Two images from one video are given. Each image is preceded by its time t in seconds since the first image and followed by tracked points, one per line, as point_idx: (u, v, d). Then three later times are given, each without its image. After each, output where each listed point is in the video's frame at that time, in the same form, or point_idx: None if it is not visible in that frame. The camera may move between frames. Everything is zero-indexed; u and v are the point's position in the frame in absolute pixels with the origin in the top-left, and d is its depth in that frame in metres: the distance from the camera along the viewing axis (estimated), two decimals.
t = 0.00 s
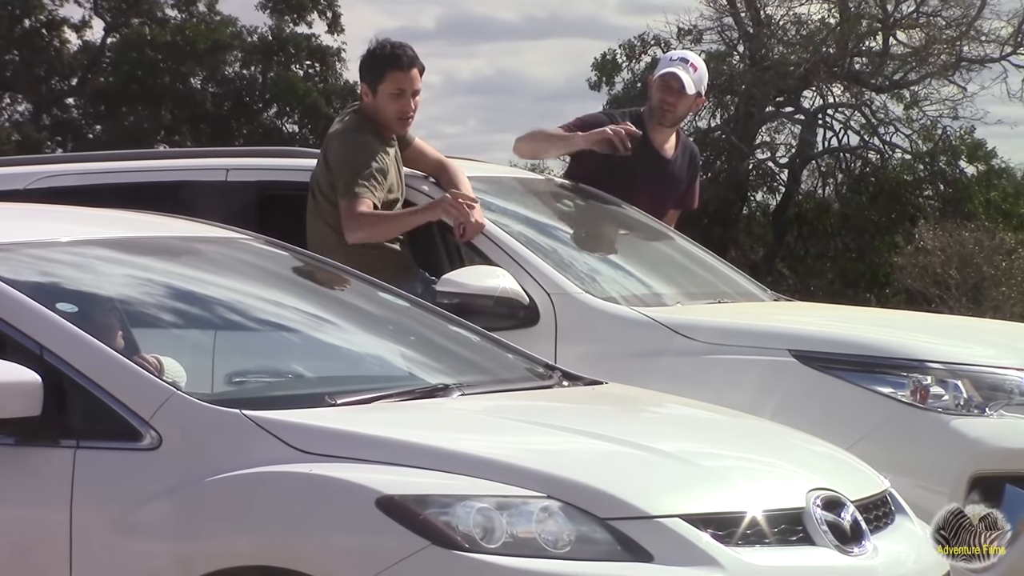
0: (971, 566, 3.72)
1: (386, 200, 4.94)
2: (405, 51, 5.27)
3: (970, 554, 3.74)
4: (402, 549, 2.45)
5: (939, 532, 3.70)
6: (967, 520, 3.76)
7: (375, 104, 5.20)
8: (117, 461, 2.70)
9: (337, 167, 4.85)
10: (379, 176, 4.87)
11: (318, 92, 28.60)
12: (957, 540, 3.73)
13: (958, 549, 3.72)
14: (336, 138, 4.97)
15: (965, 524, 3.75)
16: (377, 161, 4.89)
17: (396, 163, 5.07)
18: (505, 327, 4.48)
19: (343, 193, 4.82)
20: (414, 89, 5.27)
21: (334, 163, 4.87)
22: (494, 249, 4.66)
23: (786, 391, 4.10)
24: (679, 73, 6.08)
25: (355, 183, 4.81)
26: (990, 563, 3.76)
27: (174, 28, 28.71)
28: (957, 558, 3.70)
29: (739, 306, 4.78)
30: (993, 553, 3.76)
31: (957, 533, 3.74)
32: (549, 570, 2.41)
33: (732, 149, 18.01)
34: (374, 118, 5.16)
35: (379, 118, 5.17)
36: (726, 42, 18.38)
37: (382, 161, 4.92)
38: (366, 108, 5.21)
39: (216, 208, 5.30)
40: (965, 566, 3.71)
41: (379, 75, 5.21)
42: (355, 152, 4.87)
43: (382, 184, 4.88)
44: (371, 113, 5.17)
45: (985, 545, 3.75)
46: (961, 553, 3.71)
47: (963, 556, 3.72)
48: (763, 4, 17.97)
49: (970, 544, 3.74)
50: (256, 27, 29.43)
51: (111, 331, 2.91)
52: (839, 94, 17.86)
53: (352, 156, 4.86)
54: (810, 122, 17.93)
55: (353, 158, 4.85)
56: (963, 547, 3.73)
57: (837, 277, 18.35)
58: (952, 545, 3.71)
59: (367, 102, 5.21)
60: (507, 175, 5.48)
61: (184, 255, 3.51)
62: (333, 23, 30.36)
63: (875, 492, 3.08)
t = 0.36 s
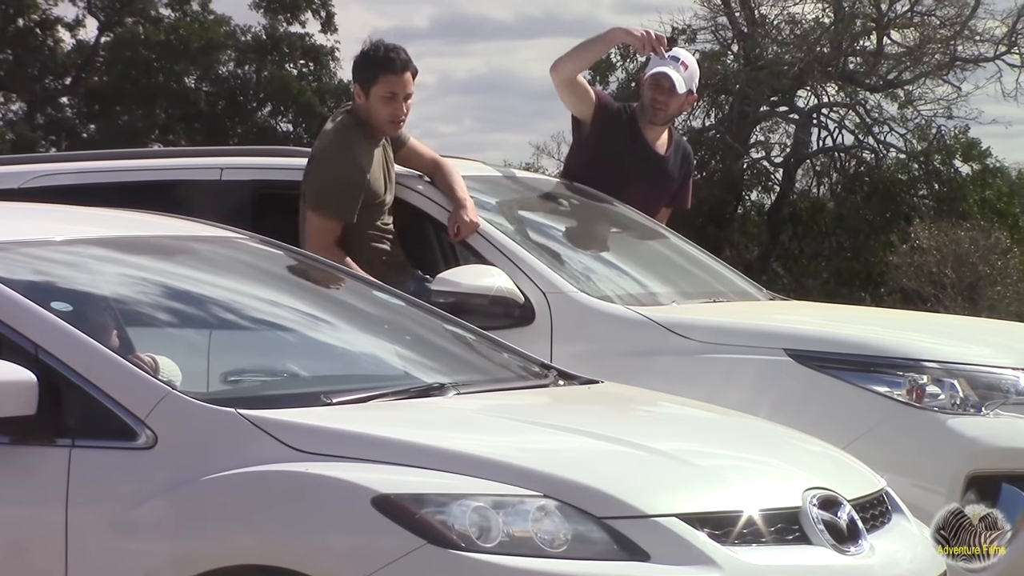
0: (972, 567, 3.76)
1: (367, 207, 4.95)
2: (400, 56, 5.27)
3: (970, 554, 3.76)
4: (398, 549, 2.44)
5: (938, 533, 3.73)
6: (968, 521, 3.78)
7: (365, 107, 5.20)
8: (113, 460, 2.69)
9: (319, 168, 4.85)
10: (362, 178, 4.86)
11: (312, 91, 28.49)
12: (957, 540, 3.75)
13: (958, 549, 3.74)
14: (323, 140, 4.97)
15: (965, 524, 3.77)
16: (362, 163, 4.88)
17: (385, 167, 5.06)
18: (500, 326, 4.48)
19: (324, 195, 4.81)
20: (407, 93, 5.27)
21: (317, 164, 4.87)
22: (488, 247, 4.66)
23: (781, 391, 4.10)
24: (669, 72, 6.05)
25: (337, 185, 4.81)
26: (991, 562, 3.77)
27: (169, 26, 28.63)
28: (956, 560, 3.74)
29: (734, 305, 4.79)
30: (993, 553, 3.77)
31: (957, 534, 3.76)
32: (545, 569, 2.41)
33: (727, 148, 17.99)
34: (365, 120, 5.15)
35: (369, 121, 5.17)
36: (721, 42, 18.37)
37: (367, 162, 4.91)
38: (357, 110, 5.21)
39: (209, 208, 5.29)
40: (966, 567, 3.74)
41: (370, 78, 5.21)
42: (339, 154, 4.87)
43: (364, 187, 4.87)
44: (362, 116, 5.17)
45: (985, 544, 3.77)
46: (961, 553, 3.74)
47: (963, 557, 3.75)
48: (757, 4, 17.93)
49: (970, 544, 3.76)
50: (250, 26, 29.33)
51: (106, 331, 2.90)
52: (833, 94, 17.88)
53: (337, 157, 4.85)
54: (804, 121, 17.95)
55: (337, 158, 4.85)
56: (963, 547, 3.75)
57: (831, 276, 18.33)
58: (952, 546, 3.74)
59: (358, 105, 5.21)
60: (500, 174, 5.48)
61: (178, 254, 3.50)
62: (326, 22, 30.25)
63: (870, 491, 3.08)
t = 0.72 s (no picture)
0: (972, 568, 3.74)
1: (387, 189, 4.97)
2: (416, 38, 5.30)
3: (970, 554, 3.75)
4: (398, 548, 2.45)
5: (938, 533, 3.72)
6: (968, 521, 3.77)
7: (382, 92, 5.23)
8: (113, 460, 2.70)
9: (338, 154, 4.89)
10: (384, 163, 4.90)
11: (311, 89, 28.44)
12: (958, 540, 3.74)
13: (958, 549, 3.74)
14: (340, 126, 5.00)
15: (965, 524, 3.76)
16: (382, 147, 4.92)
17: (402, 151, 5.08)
18: (499, 325, 4.48)
19: (347, 179, 4.84)
20: (424, 75, 5.29)
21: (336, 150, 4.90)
22: (488, 246, 4.66)
23: (780, 390, 4.11)
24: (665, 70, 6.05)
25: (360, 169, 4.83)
26: (991, 563, 3.77)
27: (168, 25, 28.58)
28: (957, 561, 3.73)
29: (732, 304, 4.80)
30: (993, 553, 3.77)
31: (957, 533, 3.75)
32: (545, 569, 2.41)
33: (726, 147, 17.97)
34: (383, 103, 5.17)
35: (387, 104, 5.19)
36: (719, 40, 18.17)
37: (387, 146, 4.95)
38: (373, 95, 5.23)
39: (207, 207, 5.29)
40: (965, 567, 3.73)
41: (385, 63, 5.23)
42: (361, 138, 4.90)
43: (385, 171, 4.91)
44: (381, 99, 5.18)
45: (985, 545, 3.77)
46: (962, 554, 3.74)
47: (963, 557, 3.74)
48: (757, 2, 17.93)
49: (970, 544, 3.75)
50: (249, 24, 29.26)
51: (106, 330, 2.90)
52: (832, 92, 17.88)
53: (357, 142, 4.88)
54: (803, 120, 17.95)
55: (359, 144, 4.88)
56: (962, 548, 3.74)
57: (830, 276, 18.30)
58: (953, 546, 3.73)
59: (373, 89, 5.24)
60: (499, 173, 5.48)
61: (178, 254, 3.50)
62: (325, 20, 30.21)
63: (870, 491, 3.08)
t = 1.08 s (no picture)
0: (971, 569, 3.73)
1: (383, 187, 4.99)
2: (408, 36, 5.31)
3: (971, 555, 3.75)
4: (395, 546, 2.44)
5: (939, 533, 3.72)
6: (968, 521, 3.77)
7: (388, 95, 5.27)
8: (111, 458, 2.69)
9: (337, 151, 4.91)
10: (378, 160, 4.92)
11: (312, 88, 28.46)
12: (958, 540, 3.74)
13: (958, 549, 3.73)
14: (339, 123, 5.02)
15: (965, 524, 3.76)
16: (378, 145, 4.94)
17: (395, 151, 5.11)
18: (497, 324, 4.47)
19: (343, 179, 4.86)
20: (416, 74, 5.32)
21: (335, 147, 4.92)
22: (487, 245, 4.65)
23: (779, 389, 4.10)
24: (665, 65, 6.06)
25: (358, 166, 4.85)
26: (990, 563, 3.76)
27: (168, 24, 28.55)
28: (956, 560, 3.71)
29: (730, 302, 4.80)
30: (993, 553, 3.77)
31: (958, 534, 3.75)
32: (543, 568, 2.40)
33: (726, 146, 17.95)
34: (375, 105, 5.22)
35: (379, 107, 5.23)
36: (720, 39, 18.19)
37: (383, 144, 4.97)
38: (374, 95, 5.26)
39: (208, 205, 5.29)
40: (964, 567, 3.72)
41: (388, 63, 5.25)
42: (354, 138, 4.92)
43: (381, 168, 4.93)
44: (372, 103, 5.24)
45: (985, 544, 3.77)
46: (962, 554, 3.72)
47: (963, 557, 3.73)
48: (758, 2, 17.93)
49: (970, 544, 3.75)
50: (249, 23, 29.23)
51: (104, 328, 2.90)
52: (833, 91, 17.86)
53: (354, 140, 4.91)
54: (804, 118, 17.94)
55: (354, 142, 4.90)
56: (962, 548, 3.73)
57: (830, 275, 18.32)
58: (953, 545, 3.72)
59: (376, 90, 5.26)
60: (497, 171, 5.47)
61: (176, 252, 3.49)
62: (326, 19, 30.21)
63: (868, 490, 3.07)
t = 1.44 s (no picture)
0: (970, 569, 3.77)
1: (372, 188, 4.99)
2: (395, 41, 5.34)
3: (971, 554, 3.78)
4: (394, 547, 2.44)
5: (939, 533, 3.74)
6: (967, 521, 3.79)
7: (378, 97, 5.28)
8: (108, 460, 2.69)
9: (325, 152, 4.91)
10: (366, 162, 4.93)
11: (308, 89, 28.54)
12: (958, 540, 3.77)
13: (959, 550, 3.76)
14: (327, 125, 5.04)
15: (965, 524, 3.78)
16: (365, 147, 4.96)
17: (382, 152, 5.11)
18: (495, 324, 4.47)
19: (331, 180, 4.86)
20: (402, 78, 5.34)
21: (323, 148, 4.92)
22: (484, 246, 4.65)
23: (776, 390, 4.11)
24: (659, 67, 6.13)
25: (345, 168, 4.86)
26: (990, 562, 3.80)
27: (164, 24, 28.55)
28: (956, 560, 3.75)
29: (727, 302, 4.81)
30: (993, 553, 3.80)
31: (957, 534, 3.77)
32: (541, 569, 2.40)
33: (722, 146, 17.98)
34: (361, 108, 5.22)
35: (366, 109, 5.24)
36: (715, 39, 18.23)
37: (371, 146, 4.98)
38: (363, 98, 5.27)
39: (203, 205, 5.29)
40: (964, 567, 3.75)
41: (378, 65, 5.27)
42: (342, 139, 4.93)
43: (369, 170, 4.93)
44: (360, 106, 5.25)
45: (985, 544, 3.79)
46: (963, 554, 3.76)
47: (963, 557, 3.77)
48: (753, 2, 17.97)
49: (970, 545, 3.78)
50: (245, 23, 29.25)
51: (102, 329, 2.89)
52: (828, 92, 17.87)
53: (342, 141, 4.92)
54: (800, 119, 17.95)
55: (341, 144, 4.92)
56: (963, 548, 3.76)
57: (825, 274, 18.39)
58: (952, 546, 3.75)
59: (365, 92, 5.27)
60: (493, 172, 5.47)
61: (173, 253, 3.49)
62: (321, 19, 30.28)
63: (866, 490, 3.08)
